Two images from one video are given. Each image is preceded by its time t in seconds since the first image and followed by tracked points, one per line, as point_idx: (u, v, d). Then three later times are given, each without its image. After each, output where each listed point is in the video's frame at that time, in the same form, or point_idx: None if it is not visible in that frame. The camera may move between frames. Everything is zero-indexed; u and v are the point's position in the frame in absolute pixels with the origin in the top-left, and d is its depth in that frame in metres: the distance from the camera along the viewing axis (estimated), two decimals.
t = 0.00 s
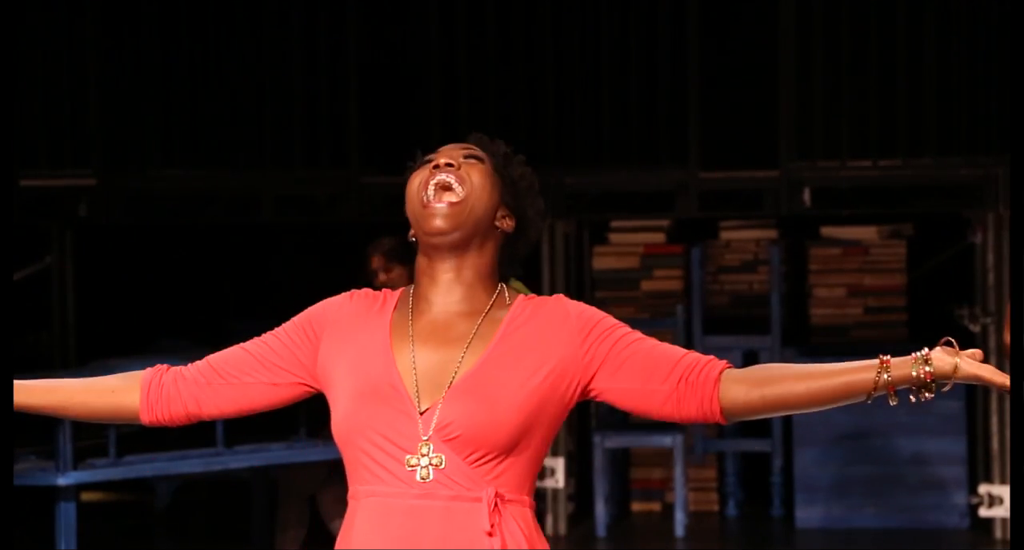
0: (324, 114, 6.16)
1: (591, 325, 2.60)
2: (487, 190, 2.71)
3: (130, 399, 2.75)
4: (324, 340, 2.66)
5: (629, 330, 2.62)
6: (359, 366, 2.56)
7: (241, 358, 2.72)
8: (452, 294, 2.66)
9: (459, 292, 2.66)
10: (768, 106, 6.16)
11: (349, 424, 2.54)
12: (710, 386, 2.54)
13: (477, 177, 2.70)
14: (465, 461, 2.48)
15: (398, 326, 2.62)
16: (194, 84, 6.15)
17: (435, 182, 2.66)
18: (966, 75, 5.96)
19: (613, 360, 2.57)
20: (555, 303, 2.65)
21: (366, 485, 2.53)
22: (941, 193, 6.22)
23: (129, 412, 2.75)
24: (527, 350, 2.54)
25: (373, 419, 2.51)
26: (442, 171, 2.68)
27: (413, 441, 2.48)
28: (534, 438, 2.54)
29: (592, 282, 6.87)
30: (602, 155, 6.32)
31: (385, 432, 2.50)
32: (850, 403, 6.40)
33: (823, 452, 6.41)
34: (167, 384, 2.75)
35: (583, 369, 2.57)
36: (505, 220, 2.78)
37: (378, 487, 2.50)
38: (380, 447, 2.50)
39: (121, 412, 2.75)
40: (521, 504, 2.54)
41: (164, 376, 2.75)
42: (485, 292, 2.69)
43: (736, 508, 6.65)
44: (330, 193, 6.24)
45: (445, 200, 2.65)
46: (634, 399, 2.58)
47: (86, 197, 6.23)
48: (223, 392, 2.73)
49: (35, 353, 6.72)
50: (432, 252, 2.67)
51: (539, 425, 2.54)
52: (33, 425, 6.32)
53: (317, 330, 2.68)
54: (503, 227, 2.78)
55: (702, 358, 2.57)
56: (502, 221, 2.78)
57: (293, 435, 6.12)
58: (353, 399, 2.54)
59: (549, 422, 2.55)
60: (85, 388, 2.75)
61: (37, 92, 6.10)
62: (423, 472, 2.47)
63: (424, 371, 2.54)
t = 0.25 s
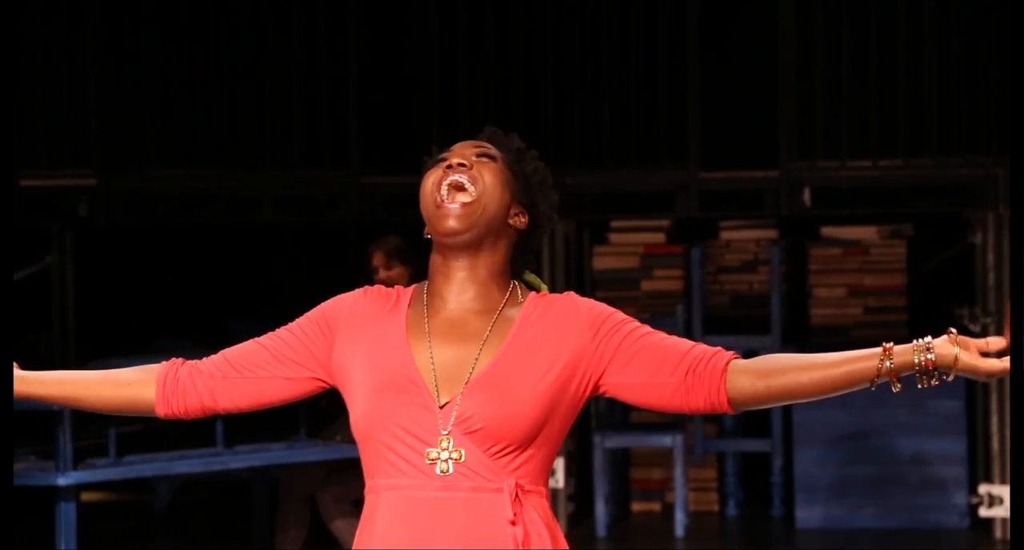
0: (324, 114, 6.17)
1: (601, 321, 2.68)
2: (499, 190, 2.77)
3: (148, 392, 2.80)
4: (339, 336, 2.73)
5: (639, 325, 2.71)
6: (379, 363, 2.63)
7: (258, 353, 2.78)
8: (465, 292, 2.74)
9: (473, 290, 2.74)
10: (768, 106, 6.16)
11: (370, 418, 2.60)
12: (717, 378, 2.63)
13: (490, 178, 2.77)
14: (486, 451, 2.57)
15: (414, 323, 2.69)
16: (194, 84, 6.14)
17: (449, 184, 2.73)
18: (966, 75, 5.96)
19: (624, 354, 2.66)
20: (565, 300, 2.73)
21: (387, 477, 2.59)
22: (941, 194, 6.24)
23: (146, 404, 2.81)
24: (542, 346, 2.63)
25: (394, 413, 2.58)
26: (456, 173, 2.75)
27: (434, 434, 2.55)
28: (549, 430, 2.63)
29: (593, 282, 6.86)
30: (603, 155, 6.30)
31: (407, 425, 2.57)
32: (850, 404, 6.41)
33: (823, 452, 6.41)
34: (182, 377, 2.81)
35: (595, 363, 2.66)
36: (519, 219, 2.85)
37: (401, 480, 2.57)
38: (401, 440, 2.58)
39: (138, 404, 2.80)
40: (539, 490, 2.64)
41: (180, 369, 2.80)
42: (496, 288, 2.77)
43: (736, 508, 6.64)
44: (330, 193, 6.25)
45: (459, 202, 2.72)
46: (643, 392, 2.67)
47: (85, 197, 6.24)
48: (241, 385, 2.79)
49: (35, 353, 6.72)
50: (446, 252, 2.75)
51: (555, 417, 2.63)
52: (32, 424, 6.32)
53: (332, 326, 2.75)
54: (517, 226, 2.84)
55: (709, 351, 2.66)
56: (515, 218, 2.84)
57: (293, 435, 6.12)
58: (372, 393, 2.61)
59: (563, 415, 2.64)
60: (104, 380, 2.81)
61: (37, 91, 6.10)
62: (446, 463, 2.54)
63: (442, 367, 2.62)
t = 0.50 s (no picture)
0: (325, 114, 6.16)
1: (613, 325, 2.55)
2: (523, 198, 2.63)
3: (169, 395, 2.63)
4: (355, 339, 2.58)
5: (647, 333, 2.59)
6: (393, 365, 2.49)
7: (274, 356, 2.63)
8: (481, 300, 2.59)
9: (488, 297, 2.59)
10: (768, 107, 6.17)
11: (383, 422, 2.47)
12: (728, 390, 2.52)
13: (515, 185, 2.63)
14: (498, 457, 2.44)
15: (429, 327, 2.55)
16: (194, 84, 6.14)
17: (474, 187, 2.59)
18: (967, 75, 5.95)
19: (636, 360, 2.54)
20: (577, 305, 2.61)
21: (401, 481, 2.46)
22: (942, 194, 6.22)
23: (167, 408, 2.64)
24: (552, 350, 2.50)
25: (409, 417, 2.45)
26: (482, 176, 2.61)
27: (447, 437, 2.43)
28: (558, 438, 2.50)
29: (592, 283, 6.85)
30: (603, 155, 6.28)
31: (421, 428, 2.44)
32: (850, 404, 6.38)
33: (823, 452, 6.39)
34: (202, 379, 2.64)
35: (605, 369, 2.53)
36: (535, 230, 2.71)
37: (412, 484, 2.44)
38: (412, 443, 2.45)
39: (161, 408, 2.63)
40: (552, 498, 2.51)
41: (199, 371, 2.64)
42: (514, 298, 2.62)
43: (736, 508, 6.64)
44: (330, 193, 6.25)
45: (483, 206, 2.57)
46: (655, 401, 2.55)
47: (85, 197, 6.26)
48: (259, 389, 2.63)
49: (34, 353, 6.72)
50: (463, 255, 2.60)
51: (565, 424, 2.50)
52: (32, 425, 6.32)
53: (348, 327, 2.60)
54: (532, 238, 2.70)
55: (719, 363, 2.55)
56: (532, 230, 2.70)
57: (293, 435, 6.12)
58: (386, 396, 2.47)
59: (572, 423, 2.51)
60: (126, 382, 2.63)
61: (36, 91, 6.09)
62: (459, 467, 2.42)
63: (458, 371, 2.48)
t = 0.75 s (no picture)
0: (325, 114, 6.16)
1: (640, 297, 2.41)
2: (533, 176, 2.48)
3: (221, 387, 2.53)
4: (396, 322, 2.46)
5: (678, 304, 2.44)
6: (427, 344, 2.39)
7: (323, 345, 2.51)
8: (506, 284, 2.45)
9: (512, 280, 2.45)
10: (768, 106, 6.17)
11: (415, 396, 2.37)
12: (756, 364, 2.38)
13: (522, 165, 2.47)
14: (519, 435, 2.31)
15: (461, 308, 2.43)
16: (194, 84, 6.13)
17: (479, 175, 2.45)
18: (967, 75, 5.95)
19: (665, 334, 2.40)
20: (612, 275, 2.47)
21: (427, 456, 2.36)
22: (941, 193, 6.23)
23: (220, 398, 2.54)
24: (577, 324, 2.36)
25: (435, 395, 2.35)
26: (485, 164, 2.46)
27: (469, 415, 2.32)
28: (584, 417, 2.35)
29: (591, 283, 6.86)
30: (603, 155, 6.26)
31: (446, 406, 2.34)
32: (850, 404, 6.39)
33: (823, 453, 6.40)
34: (252, 369, 2.54)
35: (632, 343, 2.39)
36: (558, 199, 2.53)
37: (434, 463, 2.34)
38: (438, 421, 2.35)
39: (211, 401, 2.54)
40: (571, 480, 2.35)
41: (249, 362, 2.54)
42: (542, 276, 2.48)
43: (736, 508, 6.64)
44: (331, 193, 6.26)
45: (491, 194, 2.43)
46: (684, 376, 2.40)
47: (86, 198, 6.25)
48: (308, 380, 2.52)
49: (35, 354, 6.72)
50: (485, 244, 2.46)
51: (592, 402, 2.35)
52: (32, 425, 6.32)
53: (390, 312, 2.48)
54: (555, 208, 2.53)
55: (748, 334, 2.41)
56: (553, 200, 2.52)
57: (293, 435, 6.12)
58: (419, 376, 2.37)
59: (599, 401, 2.36)
60: (179, 374, 2.54)
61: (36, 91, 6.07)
62: (479, 445, 2.30)
63: (481, 355, 2.36)
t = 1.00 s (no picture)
0: (324, 113, 6.16)
1: (659, 283, 2.42)
2: (555, 167, 2.53)
3: (275, 375, 2.65)
4: (439, 316, 2.54)
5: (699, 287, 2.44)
6: (461, 337, 2.47)
7: (370, 339, 2.61)
8: (535, 274, 2.50)
9: (539, 271, 2.50)
10: (767, 106, 6.17)
11: (447, 386, 2.45)
12: (767, 346, 2.33)
13: (543, 159, 2.53)
14: (538, 421, 2.36)
15: (493, 299, 2.50)
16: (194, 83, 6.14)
17: (502, 173, 2.53)
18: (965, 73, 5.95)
19: (682, 319, 2.39)
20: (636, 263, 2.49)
21: (458, 443, 2.43)
22: (941, 194, 6.21)
23: (274, 386, 2.66)
24: (593, 311, 2.39)
25: (461, 383, 2.43)
26: (507, 160, 2.54)
27: (491, 401, 2.38)
28: (604, 402, 2.37)
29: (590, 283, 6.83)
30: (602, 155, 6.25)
31: (471, 392, 2.41)
32: (849, 403, 6.42)
33: (823, 453, 6.40)
34: (304, 360, 2.65)
35: (650, 328, 2.40)
36: (589, 193, 2.56)
37: (461, 447, 2.41)
38: (465, 407, 2.42)
39: (268, 388, 2.66)
40: (596, 464, 2.38)
41: (302, 353, 2.65)
42: (574, 265, 2.51)
43: (736, 508, 6.62)
44: (330, 193, 6.25)
45: (511, 190, 2.50)
46: (699, 359, 2.38)
47: (85, 198, 6.25)
48: (356, 371, 2.62)
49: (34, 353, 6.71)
50: (511, 238, 2.52)
51: (612, 389, 2.38)
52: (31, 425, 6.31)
53: (433, 307, 2.57)
54: (586, 202, 2.56)
55: (763, 316, 2.36)
56: (583, 192, 2.56)
57: (293, 435, 6.11)
58: (450, 365, 2.46)
59: (619, 387, 2.38)
60: (238, 361, 2.66)
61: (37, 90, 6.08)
62: (498, 432, 2.36)
63: (504, 342, 2.43)
